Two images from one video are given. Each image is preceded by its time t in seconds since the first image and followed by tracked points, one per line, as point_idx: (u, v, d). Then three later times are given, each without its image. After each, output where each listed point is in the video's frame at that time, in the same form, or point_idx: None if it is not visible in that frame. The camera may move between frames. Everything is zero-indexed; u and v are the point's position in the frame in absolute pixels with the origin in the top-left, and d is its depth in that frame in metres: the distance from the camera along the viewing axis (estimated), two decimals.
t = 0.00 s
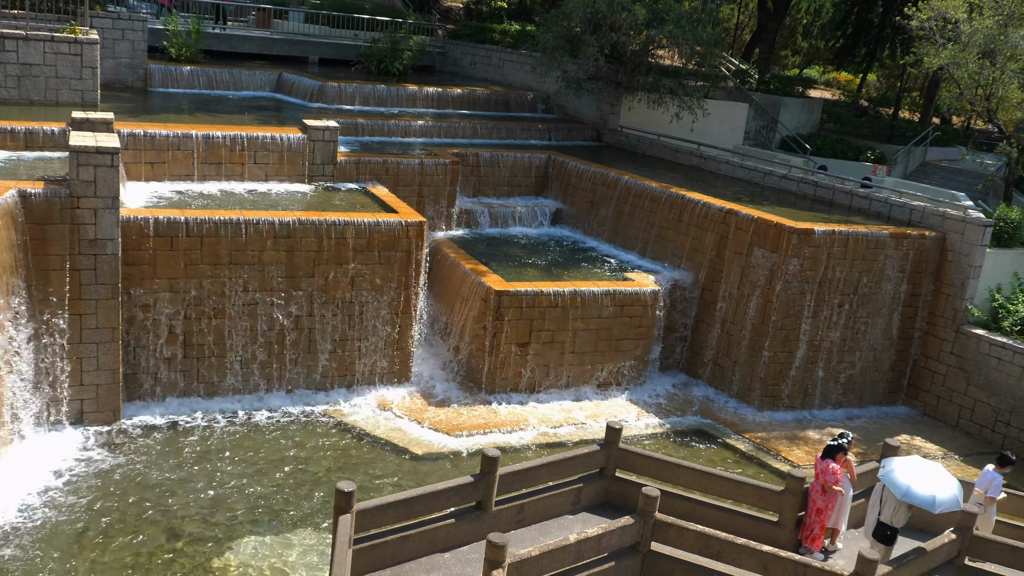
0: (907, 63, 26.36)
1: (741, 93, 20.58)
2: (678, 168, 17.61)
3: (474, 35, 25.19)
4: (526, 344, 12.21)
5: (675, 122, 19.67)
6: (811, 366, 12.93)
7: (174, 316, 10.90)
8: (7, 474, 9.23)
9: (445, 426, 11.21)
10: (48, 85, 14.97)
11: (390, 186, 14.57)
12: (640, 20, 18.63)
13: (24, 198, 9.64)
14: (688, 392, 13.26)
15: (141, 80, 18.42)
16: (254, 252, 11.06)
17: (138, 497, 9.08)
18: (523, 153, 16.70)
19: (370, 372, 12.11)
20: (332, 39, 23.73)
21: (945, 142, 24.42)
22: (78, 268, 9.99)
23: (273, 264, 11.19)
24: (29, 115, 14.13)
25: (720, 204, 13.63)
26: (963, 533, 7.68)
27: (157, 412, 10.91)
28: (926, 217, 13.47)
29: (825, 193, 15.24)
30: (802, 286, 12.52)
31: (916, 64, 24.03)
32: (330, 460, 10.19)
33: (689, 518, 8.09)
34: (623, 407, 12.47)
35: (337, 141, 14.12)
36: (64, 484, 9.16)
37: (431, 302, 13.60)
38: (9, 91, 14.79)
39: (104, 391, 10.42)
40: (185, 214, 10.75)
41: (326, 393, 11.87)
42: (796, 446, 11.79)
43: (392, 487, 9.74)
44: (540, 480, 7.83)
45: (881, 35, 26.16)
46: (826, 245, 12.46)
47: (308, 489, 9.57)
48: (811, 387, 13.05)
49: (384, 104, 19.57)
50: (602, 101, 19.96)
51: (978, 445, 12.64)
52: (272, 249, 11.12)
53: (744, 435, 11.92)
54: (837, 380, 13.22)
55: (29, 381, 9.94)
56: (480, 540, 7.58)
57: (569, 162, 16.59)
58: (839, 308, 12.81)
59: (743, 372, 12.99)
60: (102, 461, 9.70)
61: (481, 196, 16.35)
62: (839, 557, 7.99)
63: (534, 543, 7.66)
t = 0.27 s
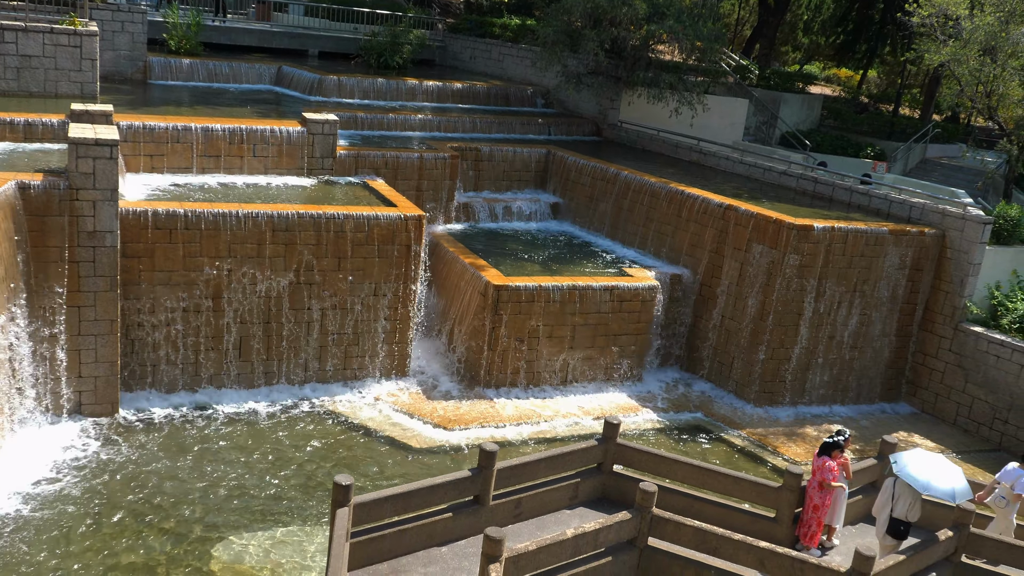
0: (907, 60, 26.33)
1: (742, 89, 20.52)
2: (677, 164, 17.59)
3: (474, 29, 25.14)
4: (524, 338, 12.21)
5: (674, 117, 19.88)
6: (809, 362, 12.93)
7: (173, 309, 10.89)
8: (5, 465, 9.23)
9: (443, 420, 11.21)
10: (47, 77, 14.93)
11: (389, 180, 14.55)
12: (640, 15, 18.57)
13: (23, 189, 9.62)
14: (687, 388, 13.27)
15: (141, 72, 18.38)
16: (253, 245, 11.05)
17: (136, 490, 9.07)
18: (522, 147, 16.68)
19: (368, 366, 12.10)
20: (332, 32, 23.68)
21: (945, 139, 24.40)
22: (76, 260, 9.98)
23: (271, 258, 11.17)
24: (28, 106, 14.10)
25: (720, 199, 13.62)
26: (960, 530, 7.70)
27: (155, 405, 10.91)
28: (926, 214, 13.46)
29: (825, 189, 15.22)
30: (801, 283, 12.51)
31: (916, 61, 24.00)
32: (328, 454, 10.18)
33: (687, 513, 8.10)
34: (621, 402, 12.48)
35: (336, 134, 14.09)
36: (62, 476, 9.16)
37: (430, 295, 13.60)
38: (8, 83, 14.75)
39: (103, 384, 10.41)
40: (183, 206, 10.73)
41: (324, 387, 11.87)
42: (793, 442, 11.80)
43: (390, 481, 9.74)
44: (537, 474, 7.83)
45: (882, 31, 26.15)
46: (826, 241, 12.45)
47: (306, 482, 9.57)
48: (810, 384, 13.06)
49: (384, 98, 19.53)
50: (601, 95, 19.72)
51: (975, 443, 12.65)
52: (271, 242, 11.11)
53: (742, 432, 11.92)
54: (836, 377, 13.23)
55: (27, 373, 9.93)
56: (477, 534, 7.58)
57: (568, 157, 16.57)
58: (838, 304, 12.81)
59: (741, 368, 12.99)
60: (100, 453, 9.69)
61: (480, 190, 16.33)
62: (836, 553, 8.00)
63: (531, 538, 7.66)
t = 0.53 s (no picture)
0: (909, 57, 26.28)
1: (743, 85, 20.58)
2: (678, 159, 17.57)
3: (476, 23, 25.08)
4: (524, 332, 12.20)
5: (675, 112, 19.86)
6: (808, 359, 12.94)
7: (173, 300, 10.89)
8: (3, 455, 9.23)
9: (442, 413, 11.21)
10: (48, 67, 14.91)
11: (390, 173, 14.53)
12: (642, 10, 18.51)
13: (23, 180, 9.61)
14: (686, 384, 13.28)
15: (141, 64, 18.35)
16: (253, 237, 11.03)
17: (134, 481, 9.08)
18: (523, 141, 16.66)
19: (367, 359, 12.11)
20: (333, 25, 23.63)
21: (947, 137, 24.37)
22: (76, 251, 9.97)
23: (271, 250, 11.16)
24: (28, 97, 14.07)
25: (720, 195, 13.61)
26: (957, 528, 7.70)
27: (154, 396, 10.91)
28: (926, 212, 13.46)
29: (825, 186, 15.21)
30: (801, 279, 12.50)
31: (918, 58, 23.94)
32: (326, 447, 10.18)
33: (685, 509, 8.11)
34: (620, 398, 12.49)
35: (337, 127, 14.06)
36: (61, 466, 9.17)
37: (430, 289, 13.59)
38: (9, 73, 14.73)
39: (102, 375, 10.40)
40: (183, 198, 10.72)
41: (323, 379, 11.87)
42: (792, 439, 11.80)
43: (388, 474, 9.75)
44: (536, 469, 7.83)
45: (884, 28, 26.11)
46: (826, 238, 12.44)
47: (304, 475, 9.57)
48: (808, 380, 13.06)
49: (385, 91, 19.51)
50: (603, 90, 19.68)
51: (973, 441, 12.66)
52: (271, 235, 11.10)
53: (740, 428, 11.93)
54: (834, 373, 13.23)
55: (26, 363, 9.92)
56: (475, 528, 7.59)
57: (569, 152, 16.55)
58: (837, 301, 12.80)
59: (740, 364, 12.99)
60: (99, 444, 9.70)
61: (481, 183, 16.32)
62: (834, 548, 8.01)
63: (529, 532, 7.67)
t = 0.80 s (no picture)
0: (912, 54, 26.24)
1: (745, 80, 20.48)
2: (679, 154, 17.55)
3: (478, 16, 25.03)
4: (523, 326, 12.20)
5: (676, 107, 19.82)
6: (807, 355, 12.94)
7: (172, 290, 10.88)
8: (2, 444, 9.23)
9: (440, 406, 11.22)
10: (49, 56, 14.88)
11: (390, 166, 14.52)
12: (644, 4, 18.46)
13: (23, 168, 9.60)
14: (685, 379, 13.28)
15: (142, 53, 18.32)
16: (253, 228, 11.02)
17: (132, 471, 9.09)
18: (524, 135, 16.65)
19: (366, 351, 12.11)
20: (335, 16, 23.59)
21: (948, 134, 24.34)
22: (76, 240, 9.96)
23: (271, 241, 11.15)
24: (29, 85, 14.06)
25: (721, 190, 13.59)
26: (954, 525, 7.70)
27: (153, 386, 10.91)
28: (927, 209, 13.45)
29: (826, 182, 15.18)
30: (800, 276, 12.50)
31: (921, 55, 23.90)
32: (324, 439, 10.19)
33: (682, 504, 8.12)
34: (618, 392, 12.49)
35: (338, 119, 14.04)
36: (59, 456, 9.18)
37: (430, 282, 13.59)
38: (9, 61, 14.71)
39: (100, 364, 10.41)
40: (184, 188, 10.70)
41: (322, 371, 11.88)
42: (789, 435, 11.81)
43: (386, 466, 9.76)
44: (533, 462, 7.84)
45: (887, 25, 26.07)
46: (826, 234, 12.43)
47: (302, 466, 9.58)
48: (807, 376, 13.07)
49: (386, 83, 19.48)
50: (604, 85, 19.78)
51: (971, 439, 12.67)
52: (270, 226, 11.09)
53: (738, 423, 11.94)
54: (833, 370, 13.23)
55: (25, 353, 9.93)
56: (472, 521, 7.60)
57: (570, 146, 16.54)
58: (837, 298, 12.80)
59: (739, 360, 13.00)
60: (98, 434, 9.71)
61: (481, 176, 16.31)
62: (831, 544, 8.02)
63: (526, 525, 7.68)
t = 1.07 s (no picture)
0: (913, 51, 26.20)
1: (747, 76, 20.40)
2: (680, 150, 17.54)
3: (479, 10, 24.98)
4: (522, 321, 12.20)
5: (677, 103, 19.77)
6: (807, 352, 12.94)
7: (172, 283, 10.88)
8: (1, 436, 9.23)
9: (439, 400, 11.23)
10: (49, 48, 14.85)
11: (391, 160, 14.50)
12: None
13: (23, 160, 9.58)
14: (684, 375, 13.29)
15: (143, 46, 18.29)
16: (253, 222, 11.01)
17: (131, 463, 9.09)
18: (525, 130, 16.63)
19: (366, 345, 12.11)
20: (336, 9, 23.53)
21: (950, 131, 24.31)
22: (75, 232, 9.95)
23: (271, 235, 11.14)
24: (29, 77, 14.03)
25: (722, 186, 13.58)
26: (952, 522, 7.70)
27: (153, 379, 10.92)
28: (928, 207, 13.44)
29: (827, 179, 15.16)
30: (800, 272, 12.49)
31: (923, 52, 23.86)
32: (323, 432, 10.19)
33: (680, 500, 8.12)
34: (617, 387, 12.50)
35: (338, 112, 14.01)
36: (58, 448, 9.18)
37: (430, 276, 13.59)
38: (10, 53, 14.69)
39: (100, 356, 10.41)
40: (184, 181, 10.70)
41: (321, 364, 11.88)
42: (788, 431, 11.82)
43: (385, 460, 9.77)
44: (532, 457, 7.84)
45: (889, 21, 26.04)
46: (826, 231, 12.42)
47: (301, 460, 9.58)
48: (806, 373, 13.07)
49: (386, 77, 19.45)
50: (606, 80, 19.73)
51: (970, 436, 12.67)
52: (270, 219, 11.08)
53: (737, 419, 11.95)
54: (832, 367, 13.23)
55: (24, 345, 9.92)
56: (471, 515, 7.61)
57: (571, 141, 16.51)
58: (837, 295, 12.79)
59: (738, 356, 13.00)
60: (97, 426, 9.71)
61: (482, 171, 16.29)
62: (829, 540, 8.03)
63: (525, 520, 7.68)
